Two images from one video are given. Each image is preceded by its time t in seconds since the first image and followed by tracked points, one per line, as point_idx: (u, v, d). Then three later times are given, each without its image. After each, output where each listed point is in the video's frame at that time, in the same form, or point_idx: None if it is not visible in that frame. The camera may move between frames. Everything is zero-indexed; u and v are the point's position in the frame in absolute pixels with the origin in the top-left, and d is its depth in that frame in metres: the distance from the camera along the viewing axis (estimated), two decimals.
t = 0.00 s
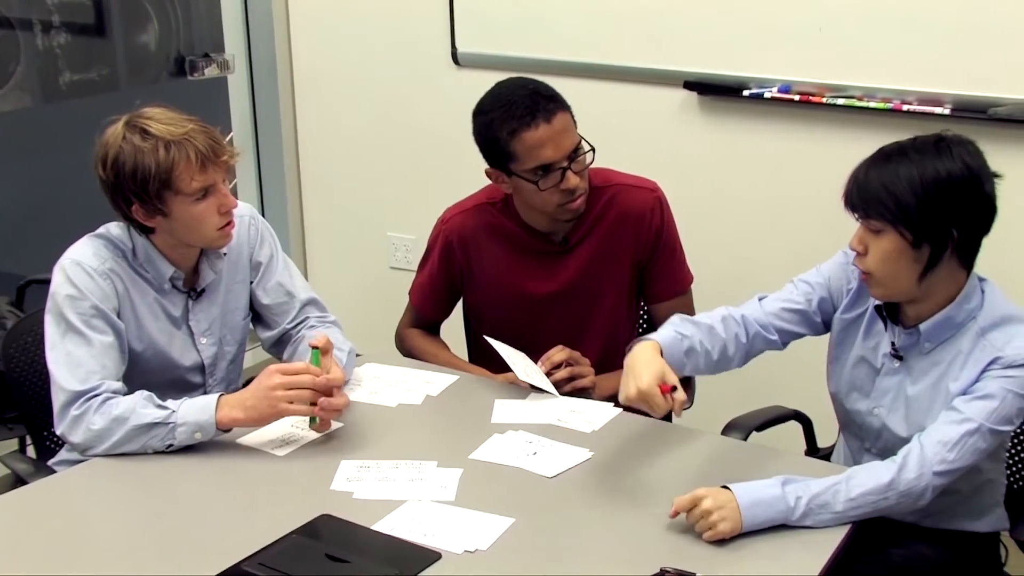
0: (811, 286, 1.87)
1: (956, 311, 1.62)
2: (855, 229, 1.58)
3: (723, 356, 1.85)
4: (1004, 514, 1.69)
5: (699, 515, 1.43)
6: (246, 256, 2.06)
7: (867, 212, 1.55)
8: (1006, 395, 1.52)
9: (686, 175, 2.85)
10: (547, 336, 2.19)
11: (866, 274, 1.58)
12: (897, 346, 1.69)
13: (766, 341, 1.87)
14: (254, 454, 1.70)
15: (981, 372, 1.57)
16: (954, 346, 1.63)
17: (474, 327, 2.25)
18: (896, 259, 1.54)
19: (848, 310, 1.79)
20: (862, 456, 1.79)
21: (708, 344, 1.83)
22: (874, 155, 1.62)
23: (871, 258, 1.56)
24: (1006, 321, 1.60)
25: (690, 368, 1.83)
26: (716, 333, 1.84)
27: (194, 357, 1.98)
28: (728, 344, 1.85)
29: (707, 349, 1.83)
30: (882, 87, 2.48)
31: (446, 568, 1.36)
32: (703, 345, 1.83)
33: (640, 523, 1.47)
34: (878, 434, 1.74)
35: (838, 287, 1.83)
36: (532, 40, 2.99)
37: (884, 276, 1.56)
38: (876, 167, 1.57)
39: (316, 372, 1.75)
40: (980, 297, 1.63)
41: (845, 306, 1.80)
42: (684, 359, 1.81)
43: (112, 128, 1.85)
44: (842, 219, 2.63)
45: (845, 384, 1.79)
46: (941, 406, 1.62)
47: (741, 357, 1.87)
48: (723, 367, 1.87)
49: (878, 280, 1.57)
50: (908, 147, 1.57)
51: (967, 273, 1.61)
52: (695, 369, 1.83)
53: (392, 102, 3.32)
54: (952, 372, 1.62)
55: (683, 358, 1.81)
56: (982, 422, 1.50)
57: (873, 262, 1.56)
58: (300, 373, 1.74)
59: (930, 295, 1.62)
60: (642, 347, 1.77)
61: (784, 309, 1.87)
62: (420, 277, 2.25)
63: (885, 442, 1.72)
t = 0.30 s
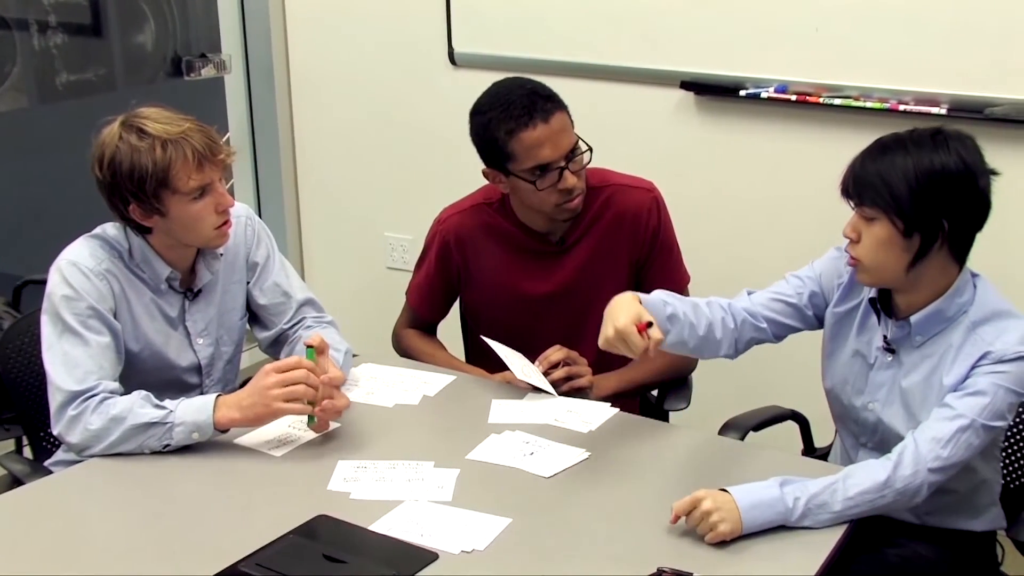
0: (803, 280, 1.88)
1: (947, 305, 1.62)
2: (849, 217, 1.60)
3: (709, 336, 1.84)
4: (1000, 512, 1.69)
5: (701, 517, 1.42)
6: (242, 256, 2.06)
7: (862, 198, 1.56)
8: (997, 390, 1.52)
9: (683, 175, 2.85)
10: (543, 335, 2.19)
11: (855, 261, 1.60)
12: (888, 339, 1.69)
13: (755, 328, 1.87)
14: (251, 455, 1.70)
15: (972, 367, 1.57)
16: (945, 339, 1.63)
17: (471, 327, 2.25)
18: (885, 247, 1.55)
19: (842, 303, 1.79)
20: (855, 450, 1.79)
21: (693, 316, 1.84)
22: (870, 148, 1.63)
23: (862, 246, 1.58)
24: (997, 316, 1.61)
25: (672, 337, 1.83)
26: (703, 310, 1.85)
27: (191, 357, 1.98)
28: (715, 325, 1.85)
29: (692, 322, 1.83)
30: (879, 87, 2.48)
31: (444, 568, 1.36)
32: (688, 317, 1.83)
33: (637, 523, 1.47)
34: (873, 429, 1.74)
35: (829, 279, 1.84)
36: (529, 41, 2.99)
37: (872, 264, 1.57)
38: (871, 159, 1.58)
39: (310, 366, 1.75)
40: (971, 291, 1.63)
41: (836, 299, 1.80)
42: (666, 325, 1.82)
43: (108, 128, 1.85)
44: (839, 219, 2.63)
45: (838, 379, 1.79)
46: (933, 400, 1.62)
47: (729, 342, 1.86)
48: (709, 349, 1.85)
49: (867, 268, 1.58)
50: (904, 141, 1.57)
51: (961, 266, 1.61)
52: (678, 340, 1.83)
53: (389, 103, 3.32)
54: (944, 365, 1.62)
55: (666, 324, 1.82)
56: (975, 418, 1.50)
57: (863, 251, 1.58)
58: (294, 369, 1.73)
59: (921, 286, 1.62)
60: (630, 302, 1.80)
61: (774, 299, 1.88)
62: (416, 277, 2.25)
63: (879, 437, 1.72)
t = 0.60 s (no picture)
0: (798, 283, 1.89)
1: (942, 304, 1.62)
2: (844, 216, 1.60)
3: (704, 342, 1.84)
4: (997, 511, 1.69)
5: (698, 514, 1.43)
6: (238, 256, 2.06)
7: (856, 198, 1.57)
8: (992, 389, 1.52)
9: (680, 175, 2.85)
10: (539, 336, 2.19)
11: (849, 260, 1.61)
12: (884, 338, 1.69)
13: (751, 332, 1.87)
14: (247, 455, 1.70)
15: (968, 365, 1.57)
16: (940, 338, 1.63)
17: (467, 327, 2.25)
18: (877, 247, 1.55)
19: (837, 303, 1.80)
20: (853, 450, 1.79)
21: (686, 321, 1.84)
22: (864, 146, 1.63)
23: (855, 246, 1.58)
24: (992, 315, 1.61)
25: (666, 343, 1.83)
26: (696, 315, 1.86)
27: (187, 358, 1.97)
28: (709, 330, 1.85)
29: (686, 327, 1.83)
30: (875, 86, 2.49)
31: (441, 568, 1.36)
32: (681, 322, 1.84)
33: (634, 523, 1.47)
34: (870, 429, 1.74)
35: (823, 281, 1.85)
36: (525, 41, 2.99)
37: (866, 264, 1.57)
38: (864, 158, 1.58)
39: (310, 369, 1.75)
40: (966, 290, 1.63)
41: (831, 300, 1.81)
42: (659, 331, 1.82)
43: (103, 129, 1.84)
44: (835, 219, 2.63)
45: (834, 378, 1.79)
46: (930, 399, 1.62)
47: (725, 346, 1.86)
48: (704, 354, 1.85)
49: (860, 268, 1.58)
50: (897, 139, 1.57)
51: (954, 265, 1.62)
52: (672, 347, 1.83)
53: (386, 103, 3.32)
54: (939, 364, 1.62)
55: (658, 330, 1.82)
56: (971, 417, 1.50)
57: (856, 251, 1.58)
58: (294, 371, 1.74)
59: (916, 286, 1.62)
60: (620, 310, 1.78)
61: (769, 302, 1.88)
62: (412, 276, 2.24)
63: (876, 436, 1.73)
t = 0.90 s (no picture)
0: (795, 297, 1.86)
1: (940, 309, 1.62)
2: (837, 225, 1.60)
3: (721, 383, 1.79)
4: (993, 511, 1.69)
5: (687, 504, 1.44)
6: (235, 257, 2.06)
7: (846, 208, 1.57)
8: (991, 392, 1.52)
9: (677, 175, 2.86)
10: (537, 337, 2.19)
11: (843, 270, 1.60)
12: (881, 344, 1.70)
13: (760, 360, 1.83)
14: (243, 455, 1.69)
15: (966, 369, 1.57)
16: (939, 343, 1.63)
17: (464, 328, 2.25)
18: (871, 257, 1.55)
19: (832, 314, 1.79)
20: (850, 453, 1.80)
21: (702, 370, 1.78)
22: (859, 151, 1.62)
23: (850, 256, 1.58)
24: (989, 318, 1.61)
25: (688, 399, 1.76)
26: (708, 359, 1.80)
27: (184, 358, 1.97)
28: (723, 370, 1.80)
29: (703, 376, 1.77)
30: (872, 86, 2.49)
31: (437, 568, 1.36)
32: (697, 373, 1.77)
33: (631, 522, 1.47)
34: (867, 433, 1.74)
35: (820, 293, 1.82)
36: (522, 41, 2.99)
37: (860, 274, 1.58)
38: (858, 166, 1.57)
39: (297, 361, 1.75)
40: (962, 294, 1.63)
41: (828, 309, 1.80)
42: (681, 389, 1.75)
43: (103, 130, 1.84)
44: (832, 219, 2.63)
45: (831, 382, 1.79)
46: (927, 403, 1.63)
47: (739, 382, 1.82)
48: (722, 395, 1.80)
49: (854, 277, 1.59)
50: (892, 145, 1.57)
51: (950, 271, 1.62)
52: (694, 398, 1.77)
53: (383, 103, 3.32)
54: (937, 370, 1.62)
55: (679, 388, 1.75)
56: (969, 420, 1.50)
57: (851, 261, 1.58)
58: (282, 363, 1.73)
59: (911, 295, 1.62)
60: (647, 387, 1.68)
61: (771, 324, 1.85)
62: (409, 277, 2.24)
63: (873, 440, 1.73)
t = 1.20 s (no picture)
0: (793, 301, 1.85)
1: (937, 311, 1.62)
2: (832, 227, 1.60)
3: (725, 395, 1.79)
4: (992, 510, 1.69)
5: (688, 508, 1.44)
6: (233, 257, 2.05)
7: (842, 210, 1.57)
8: (990, 392, 1.53)
9: (675, 174, 2.86)
10: (536, 337, 2.19)
11: (838, 272, 1.61)
12: (879, 346, 1.70)
13: (763, 369, 1.83)
14: (242, 454, 1.69)
15: (966, 369, 1.58)
16: (937, 344, 1.63)
17: (463, 327, 2.25)
18: (866, 261, 1.56)
19: (830, 318, 1.79)
20: (849, 453, 1.80)
21: (706, 386, 1.76)
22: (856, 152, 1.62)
23: (844, 259, 1.58)
24: (988, 319, 1.61)
25: (694, 416, 1.75)
26: (711, 375, 1.78)
27: (182, 358, 1.97)
28: (727, 383, 1.79)
29: (707, 391, 1.76)
30: (870, 85, 2.49)
31: (436, 567, 1.36)
32: (701, 389, 1.76)
33: (630, 522, 1.47)
34: (865, 434, 1.74)
35: (818, 296, 1.82)
36: (521, 40, 2.99)
37: (854, 277, 1.58)
38: (854, 168, 1.57)
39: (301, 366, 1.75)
40: (960, 295, 1.63)
41: (826, 313, 1.80)
42: (686, 407, 1.73)
43: (101, 130, 1.84)
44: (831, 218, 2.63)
45: (830, 383, 1.79)
46: (925, 403, 1.63)
47: (742, 393, 1.82)
48: (727, 406, 1.81)
49: (848, 279, 1.59)
50: (888, 148, 1.57)
51: (948, 273, 1.61)
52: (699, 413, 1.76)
53: (382, 102, 3.32)
54: (936, 370, 1.63)
55: (685, 407, 1.73)
56: (969, 419, 1.51)
57: (845, 263, 1.58)
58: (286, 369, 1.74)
59: (907, 296, 1.62)
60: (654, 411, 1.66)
61: (772, 331, 1.84)
62: (407, 277, 2.24)
63: (872, 440, 1.73)
